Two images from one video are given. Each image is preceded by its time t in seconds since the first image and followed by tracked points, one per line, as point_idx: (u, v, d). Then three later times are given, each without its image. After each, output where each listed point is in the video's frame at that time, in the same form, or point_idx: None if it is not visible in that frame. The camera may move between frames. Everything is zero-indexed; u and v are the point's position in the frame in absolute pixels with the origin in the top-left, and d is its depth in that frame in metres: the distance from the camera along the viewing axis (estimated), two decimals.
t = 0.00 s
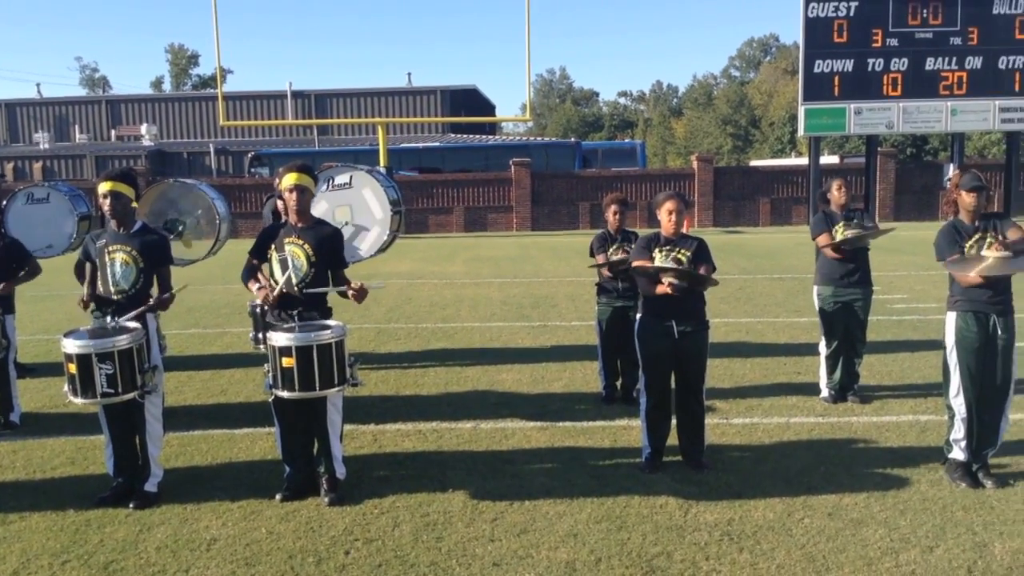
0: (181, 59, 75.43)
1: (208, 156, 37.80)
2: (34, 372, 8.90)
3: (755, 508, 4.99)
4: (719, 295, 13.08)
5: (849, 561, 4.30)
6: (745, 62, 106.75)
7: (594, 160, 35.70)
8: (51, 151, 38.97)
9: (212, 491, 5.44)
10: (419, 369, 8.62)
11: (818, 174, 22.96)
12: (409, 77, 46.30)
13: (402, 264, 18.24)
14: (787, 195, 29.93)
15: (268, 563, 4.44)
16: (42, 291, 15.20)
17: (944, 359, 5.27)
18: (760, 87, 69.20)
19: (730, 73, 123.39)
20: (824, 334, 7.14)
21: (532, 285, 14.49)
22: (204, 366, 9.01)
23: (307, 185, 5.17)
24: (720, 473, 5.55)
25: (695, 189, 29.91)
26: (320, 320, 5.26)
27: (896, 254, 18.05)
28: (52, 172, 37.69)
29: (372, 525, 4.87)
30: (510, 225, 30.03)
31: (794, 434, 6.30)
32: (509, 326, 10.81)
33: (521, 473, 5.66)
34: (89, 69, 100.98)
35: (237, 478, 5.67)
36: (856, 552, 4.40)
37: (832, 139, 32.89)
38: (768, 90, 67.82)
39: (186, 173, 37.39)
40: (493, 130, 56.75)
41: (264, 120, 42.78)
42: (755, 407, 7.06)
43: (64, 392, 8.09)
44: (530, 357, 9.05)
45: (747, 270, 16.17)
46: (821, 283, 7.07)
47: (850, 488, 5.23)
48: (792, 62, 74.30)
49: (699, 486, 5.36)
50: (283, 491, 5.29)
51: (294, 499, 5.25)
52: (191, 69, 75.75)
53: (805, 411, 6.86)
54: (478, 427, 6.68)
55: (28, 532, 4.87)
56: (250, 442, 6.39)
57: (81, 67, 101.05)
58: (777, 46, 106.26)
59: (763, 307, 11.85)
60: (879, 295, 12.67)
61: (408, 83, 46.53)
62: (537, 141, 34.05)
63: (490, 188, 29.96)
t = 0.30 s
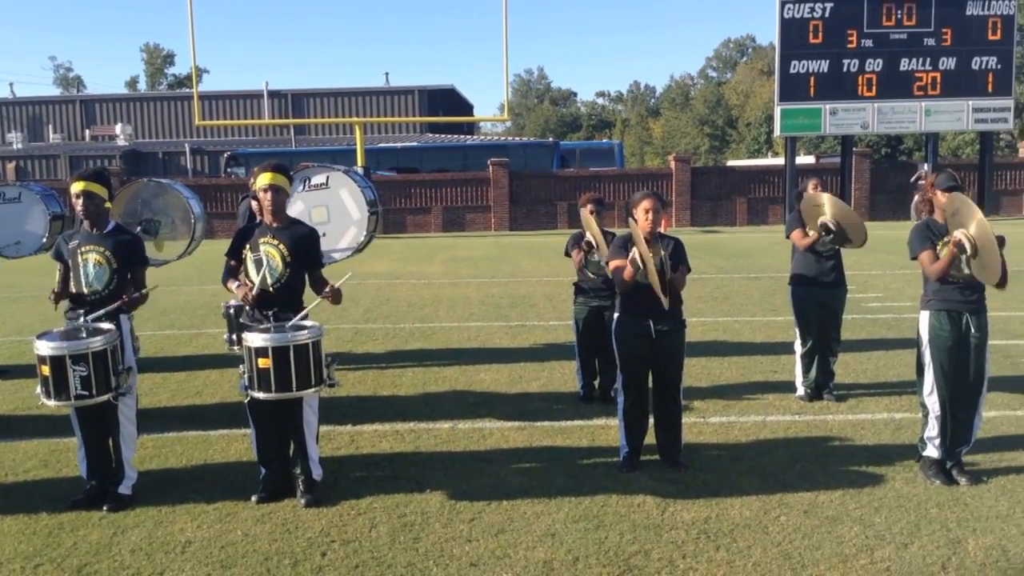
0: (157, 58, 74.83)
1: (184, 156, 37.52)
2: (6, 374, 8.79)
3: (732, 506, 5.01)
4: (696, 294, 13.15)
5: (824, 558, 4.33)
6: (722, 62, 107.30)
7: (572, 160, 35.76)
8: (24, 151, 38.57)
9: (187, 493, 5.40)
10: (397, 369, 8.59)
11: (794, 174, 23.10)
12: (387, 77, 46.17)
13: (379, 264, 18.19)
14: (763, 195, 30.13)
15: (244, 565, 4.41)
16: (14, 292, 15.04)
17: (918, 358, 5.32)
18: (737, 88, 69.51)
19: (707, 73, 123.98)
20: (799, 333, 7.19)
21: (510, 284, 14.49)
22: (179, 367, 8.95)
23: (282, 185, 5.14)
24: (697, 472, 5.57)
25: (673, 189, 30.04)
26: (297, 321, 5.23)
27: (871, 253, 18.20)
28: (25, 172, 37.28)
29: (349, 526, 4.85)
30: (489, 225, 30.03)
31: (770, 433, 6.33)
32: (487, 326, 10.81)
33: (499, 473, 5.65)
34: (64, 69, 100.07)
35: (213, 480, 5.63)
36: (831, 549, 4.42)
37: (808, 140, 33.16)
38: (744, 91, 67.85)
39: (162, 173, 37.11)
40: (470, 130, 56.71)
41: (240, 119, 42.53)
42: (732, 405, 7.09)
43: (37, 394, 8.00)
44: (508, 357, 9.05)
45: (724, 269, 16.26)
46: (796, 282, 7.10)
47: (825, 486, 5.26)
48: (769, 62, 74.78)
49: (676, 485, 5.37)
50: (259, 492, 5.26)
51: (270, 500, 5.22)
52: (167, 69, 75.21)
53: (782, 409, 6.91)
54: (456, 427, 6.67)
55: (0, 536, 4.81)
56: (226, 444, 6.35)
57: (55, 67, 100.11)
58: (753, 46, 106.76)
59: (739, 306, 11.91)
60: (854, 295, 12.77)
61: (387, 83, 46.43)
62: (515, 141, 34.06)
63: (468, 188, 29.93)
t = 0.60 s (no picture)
0: (128, 54, 73.90)
1: (156, 153, 37.15)
2: None
3: (705, 504, 5.03)
4: (670, 293, 13.21)
5: (796, 556, 4.36)
6: (696, 62, 107.83)
7: (547, 158, 35.80)
8: None
9: (158, 493, 5.34)
10: (371, 368, 8.56)
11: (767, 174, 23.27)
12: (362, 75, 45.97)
13: (354, 262, 18.11)
14: (737, 195, 30.33)
15: (216, 565, 4.37)
16: None
17: (888, 357, 5.37)
18: (712, 87, 69.87)
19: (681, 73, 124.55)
20: (771, 333, 7.23)
21: (485, 283, 14.48)
22: (150, 365, 8.85)
23: (254, 181, 5.10)
24: (671, 470, 5.59)
25: (648, 188, 30.15)
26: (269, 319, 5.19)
27: (843, 253, 18.39)
28: None
29: (322, 526, 4.82)
30: (464, 224, 29.99)
31: (743, 431, 6.37)
32: (462, 324, 10.79)
33: (473, 472, 5.64)
34: (34, 63, 98.79)
35: (184, 479, 5.57)
36: (803, 546, 4.46)
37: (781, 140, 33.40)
38: (718, 92, 67.95)
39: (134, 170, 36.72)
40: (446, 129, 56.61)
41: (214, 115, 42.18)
42: (706, 404, 7.12)
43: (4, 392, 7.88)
44: (483, 355, 9.04)
45: (698, 268, 16.34)
46: (767, 281, 7.15)
47: (796, 483, 5.31)
48: (743, 63, 75.27)
49: (650, 483, 5.39)
50: (231, 492, 5.21)
51: (242, 500, 5.17)
52: (139, 65, 74.40)
53: (755, 407, 6.95)
54: (430, 425, 6.66)
55: None
56: (198, 443, 6.28)
57: (25, 61, 98.83)
58: (728, 47, 107.34)
59: (713, 305, 11.98)
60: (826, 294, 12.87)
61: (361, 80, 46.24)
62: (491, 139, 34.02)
63: (443, 186, 29.87)
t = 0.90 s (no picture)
0: (101, 51, 73.14)
1: (129, 150, 36.80)
2: None
3: (680, 501, 5.06)
4: (646, 291, 13.26)
5: (770, 552, 4.38)
6: (672, 62, 108.27)
7: (523, 157, 35.82)
8: None
9: (130, 493, 5.29)
10: (347, 367, 8.52)
11: (742, 173, 23.41)
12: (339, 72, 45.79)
13: (330, 261, 18.03)
14: (713, 194, 30.50)
15: (188, 566, 4.33)
16: None
17: (861, 355, 5.41)
18: (688, 86, 70.11)
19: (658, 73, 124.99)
20: (745, 331, 7.27)
21: (462, 281, 14.46)
22: (122, 365, 8.77)
23: (228, 179, 5.06)
24: (646, 467, 5.61)
25: (624, 187, 30.24)
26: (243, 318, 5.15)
27: (817, 252, 18.54)
28: None
29: (297, 525, 4.78)
30: (440, 223, 29.94)
31: (718, 428, 6.41)
32: (438, 323, 10.77)
33: (449, 471, 5.63)
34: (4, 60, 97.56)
35: (157, 480, 5.51)
36: (776, 543, 4.48)
37: (756, 140, 33.62)
38: (694, 91, 68.22)
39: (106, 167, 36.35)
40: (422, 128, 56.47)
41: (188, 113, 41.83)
42: (681, 401, 7.15)
43: None
44: (460, 354, 9.03)
45: (673, 267, 16.40)
46: (743, 279, 7.19)
47: (771, 480, 5.34)
48: (718, 62, 75.59)
49: (625, 481, 5.41)
50: (205, 492, 5.17)
51: (216, 500, 5.13)
52: (112, 61, 73.64)
53: (730, 405, 6.99)
54: (406, 424, 6.65)
55: None
56: (171, 443, 6.23)
57: None
58: (703, 47, 107.73)
59: (688, 303, 12.04)
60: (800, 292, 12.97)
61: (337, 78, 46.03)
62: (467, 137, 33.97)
63: (420, 184, 29.80)
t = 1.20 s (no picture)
0: (75, 49, 72.36)
1: (103, 149, 36.42)
2: None
3: (657, 500, 5.07)
4: (623, 290, 13.29)
5: (746, 550, 4.41)
6: (649, 62, 108.69)
7: (501, 156, 35.80)
8: None
9: (105, 495, 5.23)
10: (324, 367, 8.48)
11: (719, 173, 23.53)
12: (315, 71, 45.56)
13: (306, 260, 17.95)
14: (689, 193, 30.65)
15: (163, 568, 4.30)
16: None
17: (837, 353, 5.46)
18: (664, 86, 70.28)
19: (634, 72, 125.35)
20: (722, 330, 7.31)
21: (439, 281, 14.44)
22: (95, 366, 8.68)
23: (204, 177, 5.01)
24: (624, 466, 5.62)
25: (602, 186, 30.31)
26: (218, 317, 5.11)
27: (794, 250, 18.67)
28: None
29: (273, 527, 4.76)
30: (417, 222, 29.87)
31: (694, 426, 6.44)
32: (415, 322, 10.75)
33: (426, 471, 5.62)
34: None
35: (131, 482, 5.46)
36: (752, 540, 4.51)
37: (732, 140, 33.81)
38: (670, 91, 68.49)
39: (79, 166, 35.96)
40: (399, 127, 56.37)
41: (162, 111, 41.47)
42: (658, 400, 7.18)
43: None
44: (437, 354, 9.01)
45: (650, 266, 16.47)
46: (720, 278, 7.22)
47: (747, 478, 5.38)
48: (695, 62, 75.92)
49: (603, 479, 5.42)
50: (180, 494, 5.13)
51: (190, 502, 5.09)
52: (85, 60, 72.86)
53: (706, 403, 7.03)
54: (383, 424, 6.62)
55: None
56: (145, 445, 6.17)
57: None
58: (680, 47, 108.12)
59: (665, 302, 12.09)
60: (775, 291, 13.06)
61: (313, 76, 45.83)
62: (444, 136, 33.90)
63: (397, 184, 29.72)
